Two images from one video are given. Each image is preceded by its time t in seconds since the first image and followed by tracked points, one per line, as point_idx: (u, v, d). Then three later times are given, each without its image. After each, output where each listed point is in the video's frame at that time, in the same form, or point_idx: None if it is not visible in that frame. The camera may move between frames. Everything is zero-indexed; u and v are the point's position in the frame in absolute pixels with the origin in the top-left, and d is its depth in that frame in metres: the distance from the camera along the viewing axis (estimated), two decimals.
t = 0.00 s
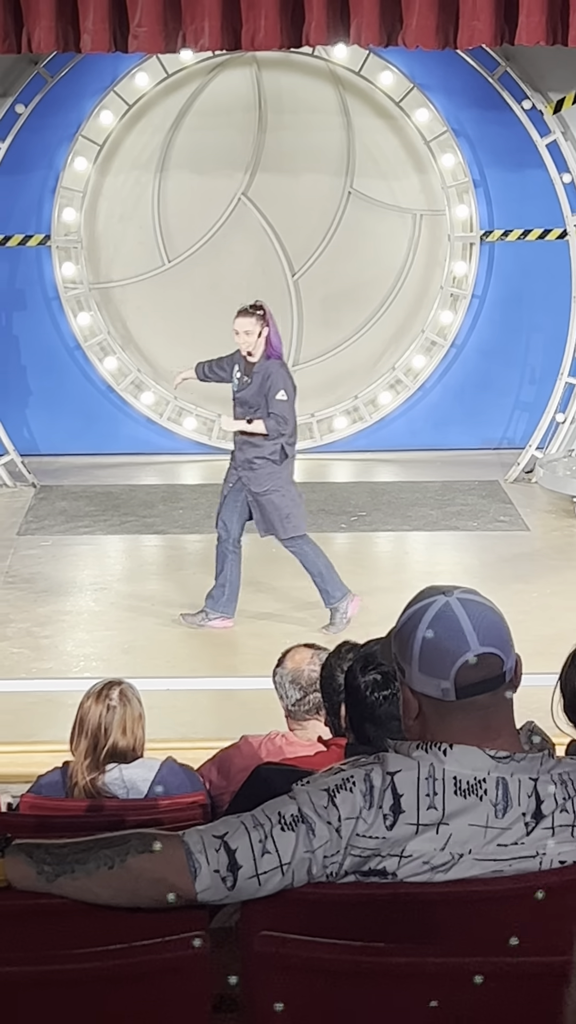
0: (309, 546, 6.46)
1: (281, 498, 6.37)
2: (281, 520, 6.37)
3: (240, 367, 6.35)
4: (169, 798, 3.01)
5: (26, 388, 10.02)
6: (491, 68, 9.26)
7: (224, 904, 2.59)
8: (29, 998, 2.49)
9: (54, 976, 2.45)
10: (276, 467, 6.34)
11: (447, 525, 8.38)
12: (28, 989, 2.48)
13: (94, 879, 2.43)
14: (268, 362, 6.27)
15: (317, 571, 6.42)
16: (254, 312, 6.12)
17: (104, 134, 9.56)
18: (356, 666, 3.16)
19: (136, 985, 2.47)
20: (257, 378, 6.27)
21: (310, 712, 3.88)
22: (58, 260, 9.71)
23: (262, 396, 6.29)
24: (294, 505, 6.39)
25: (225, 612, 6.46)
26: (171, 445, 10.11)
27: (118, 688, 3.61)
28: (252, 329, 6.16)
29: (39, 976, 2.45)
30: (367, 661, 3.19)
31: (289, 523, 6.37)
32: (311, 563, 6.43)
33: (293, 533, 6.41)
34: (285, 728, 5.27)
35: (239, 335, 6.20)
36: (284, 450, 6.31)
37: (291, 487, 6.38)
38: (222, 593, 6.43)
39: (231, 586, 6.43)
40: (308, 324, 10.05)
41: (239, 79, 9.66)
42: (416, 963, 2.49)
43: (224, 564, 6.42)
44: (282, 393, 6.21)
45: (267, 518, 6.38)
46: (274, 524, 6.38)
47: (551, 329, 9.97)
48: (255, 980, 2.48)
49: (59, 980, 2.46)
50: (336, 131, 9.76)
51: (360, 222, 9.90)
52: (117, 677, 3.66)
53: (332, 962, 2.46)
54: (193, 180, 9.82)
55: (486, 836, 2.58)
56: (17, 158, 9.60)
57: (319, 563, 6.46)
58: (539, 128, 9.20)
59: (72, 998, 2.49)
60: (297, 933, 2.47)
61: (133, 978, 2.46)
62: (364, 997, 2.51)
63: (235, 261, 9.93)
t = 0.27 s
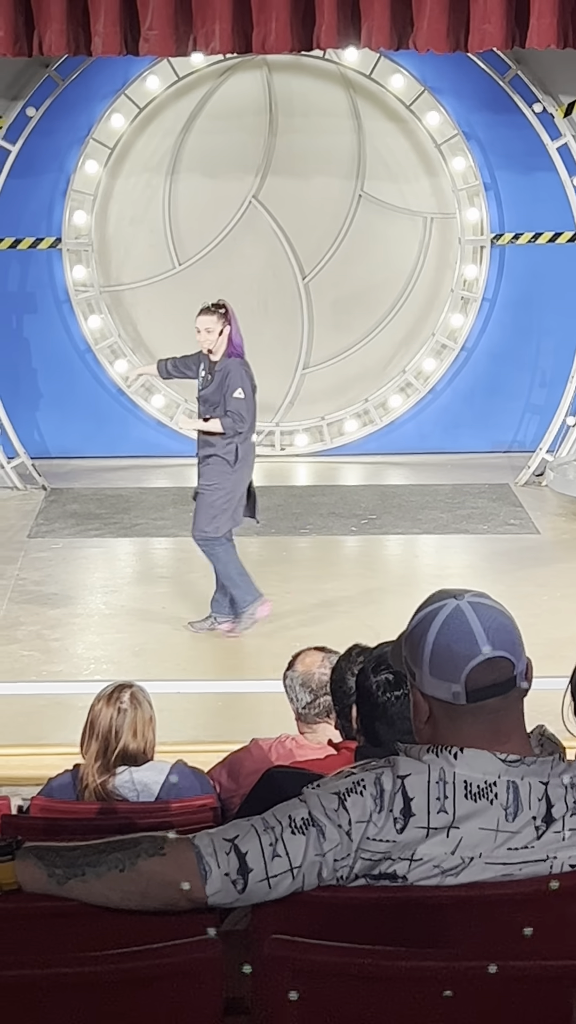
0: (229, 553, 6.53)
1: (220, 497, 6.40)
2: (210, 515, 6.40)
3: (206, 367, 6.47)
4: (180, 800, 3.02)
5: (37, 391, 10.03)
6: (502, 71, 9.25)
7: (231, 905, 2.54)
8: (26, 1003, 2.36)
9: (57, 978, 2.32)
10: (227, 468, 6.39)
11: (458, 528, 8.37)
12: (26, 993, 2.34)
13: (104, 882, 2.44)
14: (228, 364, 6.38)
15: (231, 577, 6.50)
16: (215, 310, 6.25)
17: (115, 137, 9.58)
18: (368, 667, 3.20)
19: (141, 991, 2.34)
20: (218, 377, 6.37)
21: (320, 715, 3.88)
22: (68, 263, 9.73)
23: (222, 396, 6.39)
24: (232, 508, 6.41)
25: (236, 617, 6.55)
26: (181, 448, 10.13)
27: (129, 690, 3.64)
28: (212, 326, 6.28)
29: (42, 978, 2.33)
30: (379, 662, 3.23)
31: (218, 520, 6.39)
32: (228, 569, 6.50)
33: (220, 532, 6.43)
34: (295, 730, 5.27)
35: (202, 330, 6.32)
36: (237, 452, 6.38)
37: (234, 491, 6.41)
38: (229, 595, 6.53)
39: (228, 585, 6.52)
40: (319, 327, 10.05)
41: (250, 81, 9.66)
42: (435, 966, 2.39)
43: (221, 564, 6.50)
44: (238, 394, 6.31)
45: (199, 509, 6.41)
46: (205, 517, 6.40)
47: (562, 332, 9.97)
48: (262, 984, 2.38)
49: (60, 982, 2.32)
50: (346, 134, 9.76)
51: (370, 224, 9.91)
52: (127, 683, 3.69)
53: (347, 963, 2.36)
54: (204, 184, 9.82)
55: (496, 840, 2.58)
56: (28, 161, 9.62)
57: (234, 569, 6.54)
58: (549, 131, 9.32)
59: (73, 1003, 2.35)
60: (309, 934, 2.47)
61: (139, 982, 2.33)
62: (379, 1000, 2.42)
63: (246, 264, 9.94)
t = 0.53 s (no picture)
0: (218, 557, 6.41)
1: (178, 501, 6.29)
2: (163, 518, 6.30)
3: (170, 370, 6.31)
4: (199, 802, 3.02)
5: (55, 394, 10.05)
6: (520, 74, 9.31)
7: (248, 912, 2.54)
8: (29, 1006, 2.29)
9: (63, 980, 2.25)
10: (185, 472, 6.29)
11: (475, 531, 8.36)
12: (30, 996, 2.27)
13: (123, 884, 2.43)
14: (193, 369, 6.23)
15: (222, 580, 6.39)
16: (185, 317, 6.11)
17: (133, 140, 9.60)
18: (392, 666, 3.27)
19: (148, 996, 2.27)
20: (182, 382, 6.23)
21: (339, 718, 3.87)
22: (87, 266, 9.76)
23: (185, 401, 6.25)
24: (188, 513, 6.29)
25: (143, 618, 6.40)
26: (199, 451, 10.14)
27: (148, 692, 3.58)
28: (179, 332, 6.11)
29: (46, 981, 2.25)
30: (403, 662, 3.31)
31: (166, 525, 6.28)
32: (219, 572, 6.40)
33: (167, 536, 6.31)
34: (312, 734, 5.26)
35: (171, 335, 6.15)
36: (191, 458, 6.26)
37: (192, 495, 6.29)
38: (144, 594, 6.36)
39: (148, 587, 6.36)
40: (337, 330, 10.04)
41: (267, 84, 9.68)
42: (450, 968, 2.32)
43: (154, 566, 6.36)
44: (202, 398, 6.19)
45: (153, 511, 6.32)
46: (156, 520, 6.31)
47: None
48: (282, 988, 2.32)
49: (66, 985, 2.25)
50: (364, 137, 9.77)
51: (389, 227, 9.91)
52: (146, 683, 3.62)
53: (355, 962, 2.29)
54: (222, 187, 9.84)
55: (515, 843, 2.57)
56: (46, 164, 9.66)
57: (224, 573, 6.45)
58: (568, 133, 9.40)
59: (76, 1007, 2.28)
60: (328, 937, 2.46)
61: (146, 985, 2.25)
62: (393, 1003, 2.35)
63: (264, 266, 9.94)
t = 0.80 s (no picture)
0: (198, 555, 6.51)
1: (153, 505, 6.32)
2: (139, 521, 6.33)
3: (145, 375, 6.32)
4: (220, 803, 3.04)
5: (75, 397, 10.07)
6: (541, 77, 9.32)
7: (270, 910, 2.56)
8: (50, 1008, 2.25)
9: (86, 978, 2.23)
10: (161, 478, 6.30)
11: (496, 533, 8.34)
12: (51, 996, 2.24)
13: (145, 884, 2.44)
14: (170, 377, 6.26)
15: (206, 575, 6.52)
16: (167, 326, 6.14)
17: (154, 143, 9.64)
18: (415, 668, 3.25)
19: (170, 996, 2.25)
20: (158, 390, 6.24)
21: (360, 719, 3.87)
22: (107, 268, 9.81)
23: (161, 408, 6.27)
24: (164, 514, 6.33)
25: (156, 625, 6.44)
26: (219, 454, 10.15)
27: (170, 693, 3.57)
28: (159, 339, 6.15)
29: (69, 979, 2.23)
30: (426, 664, 3.29)
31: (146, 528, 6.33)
32: (202, 571, 6.52)
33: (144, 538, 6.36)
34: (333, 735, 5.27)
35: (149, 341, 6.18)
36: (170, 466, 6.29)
37: (168, 502, 6.32)
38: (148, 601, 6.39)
39: (149, 594, 6.40)
40: (357, 333, 10.05)
41: (288, 87, 9.73)
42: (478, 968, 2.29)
43: (140, 571, 6.40)
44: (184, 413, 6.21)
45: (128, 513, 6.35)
46: (133, 524, 6.34)
47: None
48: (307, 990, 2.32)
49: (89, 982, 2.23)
50: (385, 138, 9.79)
51: (409, 230, 9.91)
52: (167, 684, 3.61)
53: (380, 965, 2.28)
54: (242, 190, 9.87)
55: (537, 844, 2.58)
56: (66, 167, 9.69)
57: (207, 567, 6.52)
58: None
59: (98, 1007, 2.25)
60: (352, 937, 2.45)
61: (168, 985, 2.23)
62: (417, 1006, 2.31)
63: (284, 268, 9.96)
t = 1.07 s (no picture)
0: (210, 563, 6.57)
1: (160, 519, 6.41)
2: (145, 533, 6.40)
3: (139, 398, 6.33)
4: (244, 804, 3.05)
5: (100, 399, 10.10)
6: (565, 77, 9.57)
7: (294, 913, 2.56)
8: (71, 1004, 2.25)
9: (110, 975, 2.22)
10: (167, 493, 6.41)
11: (521, 534, 8.31)
12: (74, 992, 2.24)
13: (170, 882, 2.43)
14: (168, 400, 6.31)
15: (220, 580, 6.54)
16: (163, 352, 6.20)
17: (178, 145, 9.66)
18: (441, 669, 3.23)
19: (194, 993, 2.24)
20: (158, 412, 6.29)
21: (384, 719, 3.88)
22: (131, 270, 9.83)
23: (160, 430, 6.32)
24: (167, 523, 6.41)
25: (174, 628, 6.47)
26: (243, 455, 10.14)
27: (193, 694, 3.58)
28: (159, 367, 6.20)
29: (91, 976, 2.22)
30: (451, 664, 3.26)
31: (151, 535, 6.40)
32: (217, 577, 6.55)
33: (148, 547, 6.42)
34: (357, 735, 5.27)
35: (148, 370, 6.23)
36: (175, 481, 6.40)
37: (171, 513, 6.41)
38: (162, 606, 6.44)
39: (162, 599, 6.44)
40: (381, 334, 10.07)
41: (313, 89, 9.78)
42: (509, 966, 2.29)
43: (148, 575, 6.47)
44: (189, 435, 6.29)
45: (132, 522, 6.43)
46: (136, 531, 6.40)
47: None
48: (331, 986, 2.30)
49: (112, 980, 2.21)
50: (408, 139, 9.84)
51: (434, 232, 9.95)
52: (190, 685, 3.63)
53: (408, 962, 2.28)
54: (266, 191, 9.91)
55: (563, 843, 2.56)
56: (91, 168, 9.72)
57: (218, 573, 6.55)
58: None
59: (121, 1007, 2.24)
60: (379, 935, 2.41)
61: (192, 982, 2.22)
62: (446, 1005, 2.31)
63: (309, 269, 10.00)
